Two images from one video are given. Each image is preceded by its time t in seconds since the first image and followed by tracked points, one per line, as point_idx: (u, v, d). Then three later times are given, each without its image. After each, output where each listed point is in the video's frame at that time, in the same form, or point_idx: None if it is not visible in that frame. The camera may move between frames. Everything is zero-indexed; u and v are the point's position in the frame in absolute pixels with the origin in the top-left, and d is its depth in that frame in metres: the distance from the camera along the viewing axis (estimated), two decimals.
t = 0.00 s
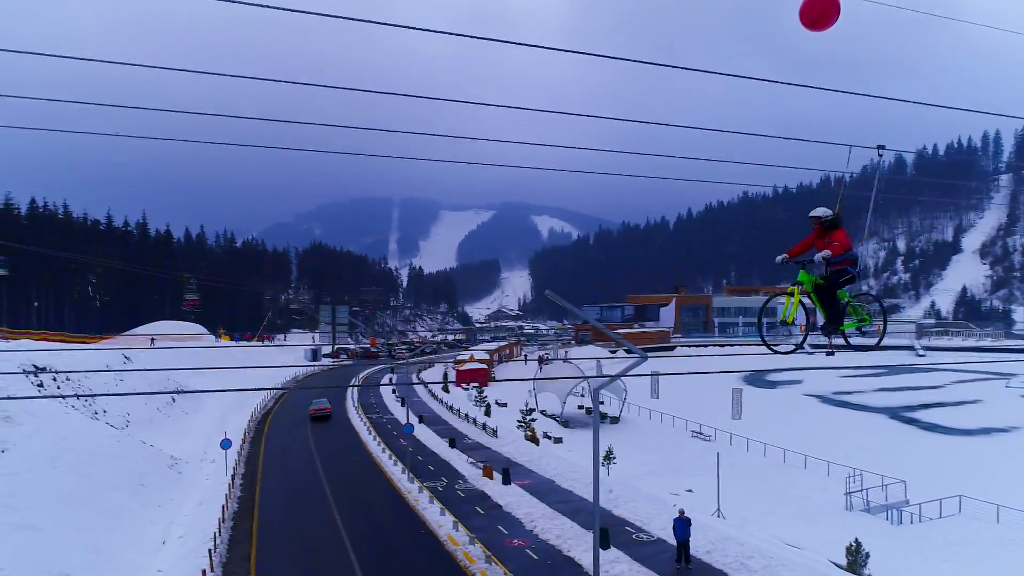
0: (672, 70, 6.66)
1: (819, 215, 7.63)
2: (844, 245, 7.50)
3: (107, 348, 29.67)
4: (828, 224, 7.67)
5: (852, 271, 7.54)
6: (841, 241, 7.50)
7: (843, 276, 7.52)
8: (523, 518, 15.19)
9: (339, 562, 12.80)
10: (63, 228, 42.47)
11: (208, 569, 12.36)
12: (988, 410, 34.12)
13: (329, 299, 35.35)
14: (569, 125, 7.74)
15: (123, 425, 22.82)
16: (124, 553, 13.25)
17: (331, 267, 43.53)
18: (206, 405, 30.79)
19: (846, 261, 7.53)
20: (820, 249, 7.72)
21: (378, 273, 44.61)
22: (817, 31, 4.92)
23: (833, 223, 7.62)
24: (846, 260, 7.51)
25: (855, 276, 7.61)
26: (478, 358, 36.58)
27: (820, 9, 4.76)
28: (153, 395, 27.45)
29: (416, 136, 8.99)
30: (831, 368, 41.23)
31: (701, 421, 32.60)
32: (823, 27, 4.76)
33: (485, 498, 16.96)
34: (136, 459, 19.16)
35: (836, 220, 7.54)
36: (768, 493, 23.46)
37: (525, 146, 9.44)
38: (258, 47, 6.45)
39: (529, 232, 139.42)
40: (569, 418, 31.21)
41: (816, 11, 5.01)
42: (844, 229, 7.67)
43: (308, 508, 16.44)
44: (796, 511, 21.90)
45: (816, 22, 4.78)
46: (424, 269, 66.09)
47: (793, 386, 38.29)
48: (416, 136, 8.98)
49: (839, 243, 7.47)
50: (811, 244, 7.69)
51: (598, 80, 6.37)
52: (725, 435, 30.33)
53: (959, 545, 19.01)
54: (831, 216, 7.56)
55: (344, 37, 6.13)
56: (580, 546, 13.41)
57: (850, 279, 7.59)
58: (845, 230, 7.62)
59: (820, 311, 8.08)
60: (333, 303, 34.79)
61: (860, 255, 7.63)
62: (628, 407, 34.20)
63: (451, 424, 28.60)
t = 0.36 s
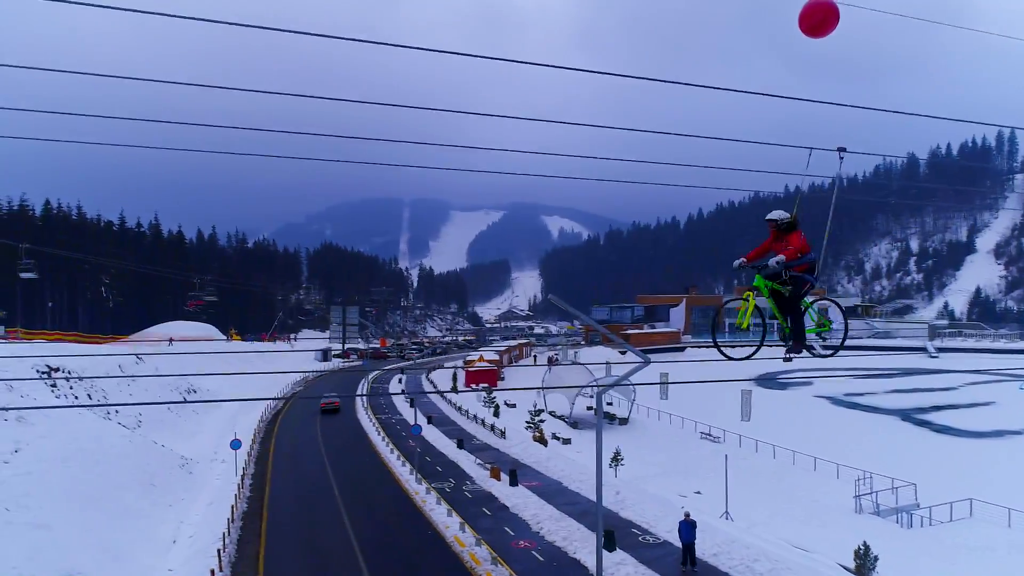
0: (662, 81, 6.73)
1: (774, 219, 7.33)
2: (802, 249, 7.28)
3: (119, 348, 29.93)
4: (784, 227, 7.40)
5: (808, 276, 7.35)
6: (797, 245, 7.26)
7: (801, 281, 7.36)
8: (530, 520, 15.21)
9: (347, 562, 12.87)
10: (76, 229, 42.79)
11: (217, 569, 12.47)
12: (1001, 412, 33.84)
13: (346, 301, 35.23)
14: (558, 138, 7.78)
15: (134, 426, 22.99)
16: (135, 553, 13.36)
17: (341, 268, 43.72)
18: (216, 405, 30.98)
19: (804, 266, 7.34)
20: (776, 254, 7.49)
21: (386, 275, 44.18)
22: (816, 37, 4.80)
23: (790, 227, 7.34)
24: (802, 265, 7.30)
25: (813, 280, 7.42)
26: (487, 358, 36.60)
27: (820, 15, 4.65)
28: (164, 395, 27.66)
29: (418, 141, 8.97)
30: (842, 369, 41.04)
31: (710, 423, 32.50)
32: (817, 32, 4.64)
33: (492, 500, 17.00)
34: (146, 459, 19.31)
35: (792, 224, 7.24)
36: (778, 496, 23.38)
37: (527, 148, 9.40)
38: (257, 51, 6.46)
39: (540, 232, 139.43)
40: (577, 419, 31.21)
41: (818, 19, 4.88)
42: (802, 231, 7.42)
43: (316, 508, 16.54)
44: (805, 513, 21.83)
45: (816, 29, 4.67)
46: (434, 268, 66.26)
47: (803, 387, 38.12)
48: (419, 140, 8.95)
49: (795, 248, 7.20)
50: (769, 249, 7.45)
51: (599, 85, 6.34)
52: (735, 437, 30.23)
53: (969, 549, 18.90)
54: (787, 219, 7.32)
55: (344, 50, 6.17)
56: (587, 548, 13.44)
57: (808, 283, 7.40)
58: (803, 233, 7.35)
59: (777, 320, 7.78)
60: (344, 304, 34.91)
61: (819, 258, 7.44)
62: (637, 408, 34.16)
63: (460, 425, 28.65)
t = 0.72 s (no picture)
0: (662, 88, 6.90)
1: (741, 227, 7.23)
2: (768, 258, 7.25)
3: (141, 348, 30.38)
4: (750, 236, 7.31)
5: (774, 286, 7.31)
6: (763, 255, 7.20)
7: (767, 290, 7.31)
8: (544, 522, 15.26)
9: (361, 563, 12.99)
10: (100, 230, 43.43)
11: (233, 569, 12.64)
12: None
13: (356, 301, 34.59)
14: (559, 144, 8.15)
15: (155, 425, 23.34)
16: (154, 551, 13.59)
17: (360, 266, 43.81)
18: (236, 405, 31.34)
19: (771, 276, 7.30)
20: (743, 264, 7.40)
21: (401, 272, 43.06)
22: (822, 45, 4.80)
23: (755, 236, 7.27)
24: (769, 274, 7.27)
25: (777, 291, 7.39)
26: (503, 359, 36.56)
27: (825, 24, 4.66)
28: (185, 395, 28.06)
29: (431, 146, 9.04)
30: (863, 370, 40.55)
31: (728, 425, 32.27)
32: (820, 41, 4.63)
33: (506, 502, 17.03)
34: (166, 458, 19.61)
35: (759, 233, 7.17)
36: (794, 499, 23.20)
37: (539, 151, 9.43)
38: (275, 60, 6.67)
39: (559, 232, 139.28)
40: (594, 421, 31.14)
41: (824, 32, 4.89)
42: (767, 240, 7.36)
43: (331, 508, 16.69)
44: (823, 517, 21.62)
45: (821, 38, 4.68)
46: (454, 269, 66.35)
47: (824, 389, 37.74)
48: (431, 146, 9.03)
49: (761, 257, 7.14)
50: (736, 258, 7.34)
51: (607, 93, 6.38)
52: (753, 439, 29.99)
53: (991, 555, 18.62)
54: (754, 228, 7.24)
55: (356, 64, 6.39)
56: (600, 552, 13.43)
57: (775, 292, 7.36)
58: (768, 242, 7.30)
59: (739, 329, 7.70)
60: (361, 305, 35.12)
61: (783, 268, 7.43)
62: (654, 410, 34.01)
63: (476, 426, 28.72)
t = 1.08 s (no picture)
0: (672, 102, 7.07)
1: (708, 240, 7.78)
2: (734, 270, 7.79)
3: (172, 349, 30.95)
4: (715, 249, 7.86)
5: (740, 295, 7.83)
6: (727, 266, 7.74)
7: (734, 298, 7.83)
8: (565, 526, 15.25)
9: (382, 564, 13.09)
10: (134, 232, 44.30)
11: (257, 568, 12.83)
12: None
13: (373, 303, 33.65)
14: (575, 154, 8.23)
15: (185, 425, 23.81)
16: (181, 549, 13.87)
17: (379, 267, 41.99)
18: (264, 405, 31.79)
19: (737, 286, 7.83)
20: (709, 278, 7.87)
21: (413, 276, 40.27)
22: (830, 53, 4.88)
23: (721, 248, 7.84)
24: (734, 285, 7.80)
25: (743, 300, 7.93)
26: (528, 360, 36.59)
27: (834, 33, 4.74)
28: (215, 395, 28.53)
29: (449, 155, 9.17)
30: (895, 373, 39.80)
31: (754, 429, 31.94)
32: (828, 50, 4.72)
33: (528, 504, 17.07)
34: (195, 458, 19.99)
35: (725, 245, 7.74)
36: (822, 505, 22.84)
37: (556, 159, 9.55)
38: (289, 79, 6.74)
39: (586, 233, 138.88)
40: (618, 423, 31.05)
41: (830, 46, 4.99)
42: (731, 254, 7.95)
43: (355, 509, 16.85)
44: (850, 523, 21.33)
45: (831, 46, 4.75)
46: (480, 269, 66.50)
47: (853, 392, 37.13)
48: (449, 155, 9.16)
49: (726, 268, 7.69)
50: (703, 269, 7.84)
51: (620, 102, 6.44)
52: (779, 443, 29.65)
53: None
54: (719, 240, 7.77)
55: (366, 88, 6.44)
56: (621, 556, 13.41)
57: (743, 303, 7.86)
58: (733, 255, 7.87)
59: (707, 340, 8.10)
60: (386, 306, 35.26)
61: (748, 280, 7.99)
62: (679, 412, 33.80)
63: (500, 428, 28.80)
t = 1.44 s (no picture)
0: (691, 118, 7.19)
1: (675, 249, 7.37)
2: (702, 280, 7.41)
3: (207, 349, 31.57)
4: (681, 258, 7.45)
5: (708, 305, 7.47)
6: (694, 276, 7.35)
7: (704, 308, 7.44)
8: (590, 530, 15.24)
9: (407, 565, 13.21)
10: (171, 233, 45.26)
11: (285, 568, 13.06)
12: None
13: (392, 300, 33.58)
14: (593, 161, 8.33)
15: (219, 424, 24.30)
16: (213, 546, 14.18)
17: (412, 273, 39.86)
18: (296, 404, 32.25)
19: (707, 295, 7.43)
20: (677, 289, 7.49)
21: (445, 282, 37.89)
22: (849, 61, 4.98)
23: (687, 258, 7.45)
24: (702, 295, 7.41)
25: (710, 310, 7.54)
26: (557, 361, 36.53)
27: (852, 42, 4.83)
28: (248, 395, 29.05)
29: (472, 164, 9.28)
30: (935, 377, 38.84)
31: (786, 432, 31.48)
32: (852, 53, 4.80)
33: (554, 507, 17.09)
34: (228, 457, 20.40)
35: (692, 255, 7.36)
36: (854, 512, 22.46)
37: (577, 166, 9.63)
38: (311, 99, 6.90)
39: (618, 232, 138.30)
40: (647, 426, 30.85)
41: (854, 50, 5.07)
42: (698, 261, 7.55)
43: (383, 510, 17.03)
44: (883, 531, 20.94)
45: (850, 54, 4.84)
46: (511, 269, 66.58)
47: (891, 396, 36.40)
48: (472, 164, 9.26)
49: (693, 278, 7.28)
50: (668, 280, 7.45)
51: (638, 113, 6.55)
52: (812, 448, 29.18)
53: None
54: (685, 250, 7.34)
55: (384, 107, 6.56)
56: (645, 561, 13.37)
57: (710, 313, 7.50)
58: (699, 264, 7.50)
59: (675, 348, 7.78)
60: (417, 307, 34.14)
61: (716, 289, 7.62)
62: (709, 415, 33.48)
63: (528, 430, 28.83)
